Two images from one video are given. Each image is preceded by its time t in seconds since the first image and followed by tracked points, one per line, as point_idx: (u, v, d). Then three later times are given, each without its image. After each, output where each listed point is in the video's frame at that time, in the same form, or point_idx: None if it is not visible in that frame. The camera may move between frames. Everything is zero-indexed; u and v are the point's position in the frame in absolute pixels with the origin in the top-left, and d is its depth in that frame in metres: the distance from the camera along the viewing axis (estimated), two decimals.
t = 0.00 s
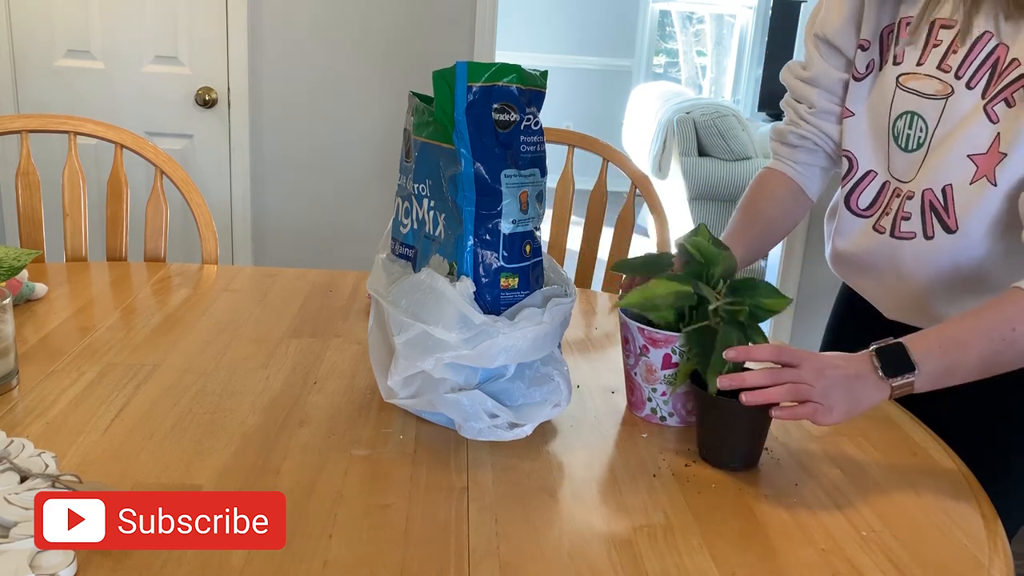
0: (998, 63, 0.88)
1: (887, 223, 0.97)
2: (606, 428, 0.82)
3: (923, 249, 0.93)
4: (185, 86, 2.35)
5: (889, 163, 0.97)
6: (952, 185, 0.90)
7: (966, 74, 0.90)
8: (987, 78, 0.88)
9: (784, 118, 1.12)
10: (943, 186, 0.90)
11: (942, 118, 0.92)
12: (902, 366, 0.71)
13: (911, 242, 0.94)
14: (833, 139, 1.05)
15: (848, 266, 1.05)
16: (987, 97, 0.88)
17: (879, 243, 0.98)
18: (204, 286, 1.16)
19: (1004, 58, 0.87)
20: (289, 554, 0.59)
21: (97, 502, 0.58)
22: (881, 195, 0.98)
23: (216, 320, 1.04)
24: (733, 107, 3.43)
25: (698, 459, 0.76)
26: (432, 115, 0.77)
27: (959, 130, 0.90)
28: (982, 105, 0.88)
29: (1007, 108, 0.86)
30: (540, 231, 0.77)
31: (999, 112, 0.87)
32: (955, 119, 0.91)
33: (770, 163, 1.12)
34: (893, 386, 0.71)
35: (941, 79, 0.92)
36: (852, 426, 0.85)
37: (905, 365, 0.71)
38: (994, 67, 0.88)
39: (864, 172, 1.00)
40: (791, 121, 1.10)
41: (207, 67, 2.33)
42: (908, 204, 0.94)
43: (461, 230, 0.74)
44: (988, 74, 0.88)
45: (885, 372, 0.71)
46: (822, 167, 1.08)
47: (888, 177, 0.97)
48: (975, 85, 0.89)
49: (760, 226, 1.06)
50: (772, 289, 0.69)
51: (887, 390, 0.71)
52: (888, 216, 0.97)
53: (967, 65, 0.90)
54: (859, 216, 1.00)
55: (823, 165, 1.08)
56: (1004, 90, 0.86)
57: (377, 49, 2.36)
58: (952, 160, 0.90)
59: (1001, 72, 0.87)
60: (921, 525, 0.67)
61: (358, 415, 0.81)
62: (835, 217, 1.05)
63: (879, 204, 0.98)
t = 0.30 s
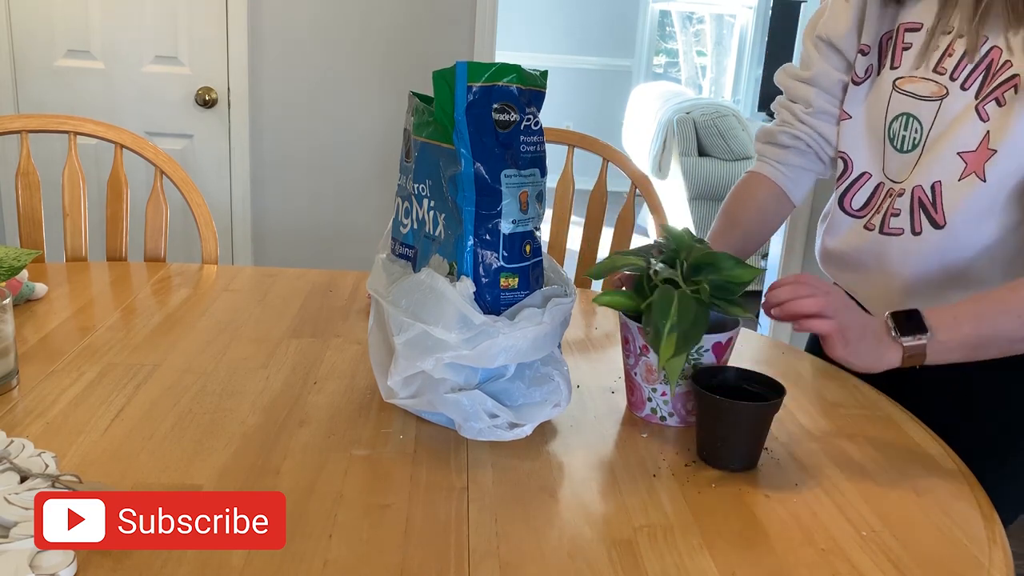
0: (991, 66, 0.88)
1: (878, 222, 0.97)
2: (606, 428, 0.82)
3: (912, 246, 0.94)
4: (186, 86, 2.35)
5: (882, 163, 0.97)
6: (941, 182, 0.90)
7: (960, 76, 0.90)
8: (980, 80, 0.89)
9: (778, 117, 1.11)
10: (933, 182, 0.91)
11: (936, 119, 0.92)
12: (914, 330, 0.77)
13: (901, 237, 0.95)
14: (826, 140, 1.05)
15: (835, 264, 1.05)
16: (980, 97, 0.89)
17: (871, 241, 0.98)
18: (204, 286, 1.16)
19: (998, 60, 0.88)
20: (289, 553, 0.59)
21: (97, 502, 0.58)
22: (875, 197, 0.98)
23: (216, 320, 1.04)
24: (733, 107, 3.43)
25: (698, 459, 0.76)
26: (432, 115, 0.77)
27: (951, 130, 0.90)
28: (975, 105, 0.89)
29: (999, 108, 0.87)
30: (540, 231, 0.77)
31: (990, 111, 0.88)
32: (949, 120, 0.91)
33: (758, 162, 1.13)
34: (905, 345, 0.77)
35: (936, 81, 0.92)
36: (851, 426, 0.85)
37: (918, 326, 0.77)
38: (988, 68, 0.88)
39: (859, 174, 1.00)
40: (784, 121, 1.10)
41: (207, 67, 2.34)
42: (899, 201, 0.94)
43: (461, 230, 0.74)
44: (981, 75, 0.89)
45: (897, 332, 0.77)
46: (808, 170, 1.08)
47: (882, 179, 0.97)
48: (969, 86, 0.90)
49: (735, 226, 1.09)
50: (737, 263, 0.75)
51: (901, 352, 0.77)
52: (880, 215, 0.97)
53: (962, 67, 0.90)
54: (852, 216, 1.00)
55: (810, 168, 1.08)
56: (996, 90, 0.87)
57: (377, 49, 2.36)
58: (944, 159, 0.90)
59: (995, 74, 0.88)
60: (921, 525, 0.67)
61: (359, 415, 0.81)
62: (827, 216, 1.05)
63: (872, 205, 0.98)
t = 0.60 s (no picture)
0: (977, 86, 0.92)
1: (865, 233, 1.02)
2: (606, 428, 0.82)
3: (896, 256, 0.98)
4: (186, 86, 2.35)
5: (874, 180, 1.02)
6: (926, 193, 0.94)
7: (949, 95, 0.95)
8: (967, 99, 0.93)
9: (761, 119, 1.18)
10: (917, 193, 0.95)
11: (924, 135, 0.96)
12: (861, 303, 0.78)
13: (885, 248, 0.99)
14: (803, 147, 1.12)
15: (825, 277, 1.08)
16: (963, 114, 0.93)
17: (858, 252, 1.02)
18: (204, 286, 1.16)
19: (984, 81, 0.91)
20: (289, 554, 0.59)
21: (97, 502, 0.58)
22: (864, 211, 1.03)
23: (216, 320, 1.04)
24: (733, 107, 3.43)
25: (699, 459, 0.76)
26: (432, 115, 0.77)
27: (936, 145, 0.94)
28: (959, 121, 0.93)
29: (981, 123, 0.91)
30: (540, 231, 0.77)
31: (972, 126, 0.92)
32: (936, 136, 0.95)
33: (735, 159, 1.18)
34: (850, 318, 0.78)
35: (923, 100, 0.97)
36: (850, 426, 0.85)
37: (862, 300, 0.78)
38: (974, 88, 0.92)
39: (850, 191, 1.05)
40: (766, 123, 1.16)
41: (207, 67, 2.34)
42: (885, 212, 0.98)
43: (461, 230, 0.74)
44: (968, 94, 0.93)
45: (844, 306, 0.78)
46: (780, 173, 1.15)
47: (871, 195, 1.02)
48: (955, 104, 0.94)
49: (712, 217, 1.11)
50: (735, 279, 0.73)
51: (847, 324, 0.78)
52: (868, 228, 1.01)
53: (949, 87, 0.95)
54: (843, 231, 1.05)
55: (783, 171, 1.15)
56: (979, 106, 0.91)
57: (377, 49, 2.37)
58: (929, 171, 0.94)
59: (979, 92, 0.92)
60: (921, 524, 0.67)
61: (358, 415, 0.81)
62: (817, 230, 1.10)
63: (861, 219, 1.03)
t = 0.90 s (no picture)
0: (966, 92, 0.93)
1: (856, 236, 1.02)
2: (606, 428, 0.82)
3: (886, 257, 0.98)
4: (186, 86, 2.35)
5: (866, 186, 1.03)
6: (915, 195, 0.95)
7: (938, 101, 0.95)
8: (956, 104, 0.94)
9: (748, 115, 1.16)
10: (907, 196, 0.95)
11: (915, 140, 0.97)
12: (856, 303, 0.78)
13: (876, 248, 0.99)
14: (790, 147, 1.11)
15: (820, 281, 1.08)
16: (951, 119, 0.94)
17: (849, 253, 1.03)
18: (204, 286, 1.16)
19: (972, 87, 0.92)
20: (289, 554, 0.59)
21: (97, 502, 0.58)
22: (857, 216, 1.03)
23: (216, 320, 1.04)
24: (733, 107, 3.43)
25: (699, 459, 0.76)
26: (432, 115, 0.77)
27: (926, 150, 0.95)
28: (948, 125, 0.94)
29: (969, 127, 0.92)
30: (541, 231, 0.77)
31: (961, 130, 0.92)
32: (926, 141, 0.96)
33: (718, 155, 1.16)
34: (847, 319, 0.78)
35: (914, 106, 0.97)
36: (851, 426, 0.85)
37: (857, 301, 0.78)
38: (963, 95, 0.93)
39: (842, 197, 1.05)
40: (753, 120, 1.15)
41: (207, 67, 2.33)
42: (877, 215, 0.99)
43: (461, 230, 0.74)
44: (957, 100, 0.93)
45: (839, 308, 0.78)
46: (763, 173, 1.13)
47: (863, 201, 1.03)
48: (945, 110, 0.95)
49: (697, 213, 1.09)
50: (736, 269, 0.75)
51: (845, 326, 0.78)
52: (859, 232, 1.02)
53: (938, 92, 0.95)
54: (835, 235, 1.06)
55: (765, 171, 1.13)
56: (967, 111, 0.92)
57: (377, 49, 2.37)
58: (919, 175, 0.95)
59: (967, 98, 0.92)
60: (921, 524, 0.67)
61: (359, 415, 0.81)
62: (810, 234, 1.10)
63: (853, 224, 1.03)
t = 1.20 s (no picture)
0: (963, 87, 0.93)
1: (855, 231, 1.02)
2: (606, 428, 0.82)
3: (885, 252, 0.98)
4: (186, 86, 2.35)
5: (864, 180, 1.03)
6: (913, 189, 0.94)
7: (935, 95, 0.96)
8: (953, 98, 0.94)
9: (753, 115, 1.17)
10: (906, 190, 0.95)
11: (912, 134, 0.97)
12: (848, 301, 0.79)
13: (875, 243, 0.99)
14: (796, 143, 1.11)
15: (820, 278, 1.08)
16: (948, 112, 0.94)
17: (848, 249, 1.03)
18: (204, 286, 1.16)
19: (969, 82, 0.92)
20: (289, 553, 0.59)
21: (97, 502, 0.58)
22: (856, 210, 1.03)
23: (216, 320, 1.04)
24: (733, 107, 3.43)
25: (699, 459, 0.76)
26: (432, 115, 0.77)
27: (924, 143, 0.95)
28: (945, 118, 0.94)
29: (965, 120, 0.92)
30: (540, 231, 0.77)
31: (957, 123, 0.92)
32: (923, 135, 0.96)
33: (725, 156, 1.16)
34: (839, 318, 0.78)
35: (911, 100, 0.98)
36: (851, 426, 0.85)
37: (847, 300, 0.79)
38: (961, 89, 0.93)
39: (841, 192, 1.06)
40: (758, 119, 1.15)
41: (207, 67, 2.33)
42: (875, 210, 0.99)
43: (461, 229, 0.74)
44: (955, 94, 0.94)
45: (830, 307, 0.79)
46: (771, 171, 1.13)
47: (862, 195, 1.03)
48: (943, 103, 0.95)
49: (703, 213, 1.09)
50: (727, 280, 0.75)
51: (837, 325, 0.78)
52: (857, 227, 1.02)
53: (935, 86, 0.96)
54: (834, 231, 1.06)
55: (773, 169, 1.13)
56: (964, 104, 0.92)
57: (377, 49, 2.37)
58: (916, 169, 0.95)
59: (964, 92, 0.92)
60: (921, 524, 0.67)
61: (358, 415, 0.81)
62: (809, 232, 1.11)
63: (852, 220, 1.04)
